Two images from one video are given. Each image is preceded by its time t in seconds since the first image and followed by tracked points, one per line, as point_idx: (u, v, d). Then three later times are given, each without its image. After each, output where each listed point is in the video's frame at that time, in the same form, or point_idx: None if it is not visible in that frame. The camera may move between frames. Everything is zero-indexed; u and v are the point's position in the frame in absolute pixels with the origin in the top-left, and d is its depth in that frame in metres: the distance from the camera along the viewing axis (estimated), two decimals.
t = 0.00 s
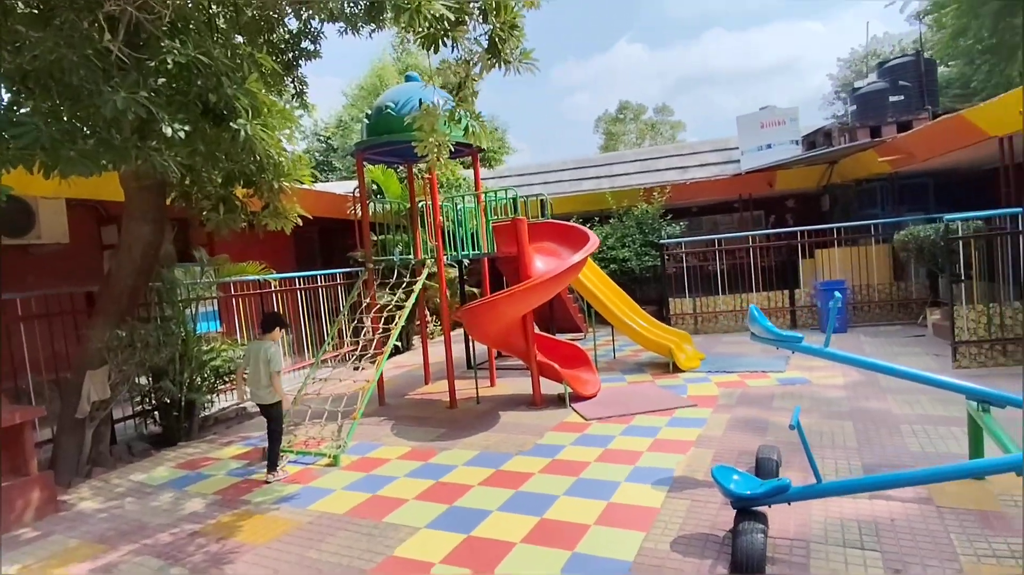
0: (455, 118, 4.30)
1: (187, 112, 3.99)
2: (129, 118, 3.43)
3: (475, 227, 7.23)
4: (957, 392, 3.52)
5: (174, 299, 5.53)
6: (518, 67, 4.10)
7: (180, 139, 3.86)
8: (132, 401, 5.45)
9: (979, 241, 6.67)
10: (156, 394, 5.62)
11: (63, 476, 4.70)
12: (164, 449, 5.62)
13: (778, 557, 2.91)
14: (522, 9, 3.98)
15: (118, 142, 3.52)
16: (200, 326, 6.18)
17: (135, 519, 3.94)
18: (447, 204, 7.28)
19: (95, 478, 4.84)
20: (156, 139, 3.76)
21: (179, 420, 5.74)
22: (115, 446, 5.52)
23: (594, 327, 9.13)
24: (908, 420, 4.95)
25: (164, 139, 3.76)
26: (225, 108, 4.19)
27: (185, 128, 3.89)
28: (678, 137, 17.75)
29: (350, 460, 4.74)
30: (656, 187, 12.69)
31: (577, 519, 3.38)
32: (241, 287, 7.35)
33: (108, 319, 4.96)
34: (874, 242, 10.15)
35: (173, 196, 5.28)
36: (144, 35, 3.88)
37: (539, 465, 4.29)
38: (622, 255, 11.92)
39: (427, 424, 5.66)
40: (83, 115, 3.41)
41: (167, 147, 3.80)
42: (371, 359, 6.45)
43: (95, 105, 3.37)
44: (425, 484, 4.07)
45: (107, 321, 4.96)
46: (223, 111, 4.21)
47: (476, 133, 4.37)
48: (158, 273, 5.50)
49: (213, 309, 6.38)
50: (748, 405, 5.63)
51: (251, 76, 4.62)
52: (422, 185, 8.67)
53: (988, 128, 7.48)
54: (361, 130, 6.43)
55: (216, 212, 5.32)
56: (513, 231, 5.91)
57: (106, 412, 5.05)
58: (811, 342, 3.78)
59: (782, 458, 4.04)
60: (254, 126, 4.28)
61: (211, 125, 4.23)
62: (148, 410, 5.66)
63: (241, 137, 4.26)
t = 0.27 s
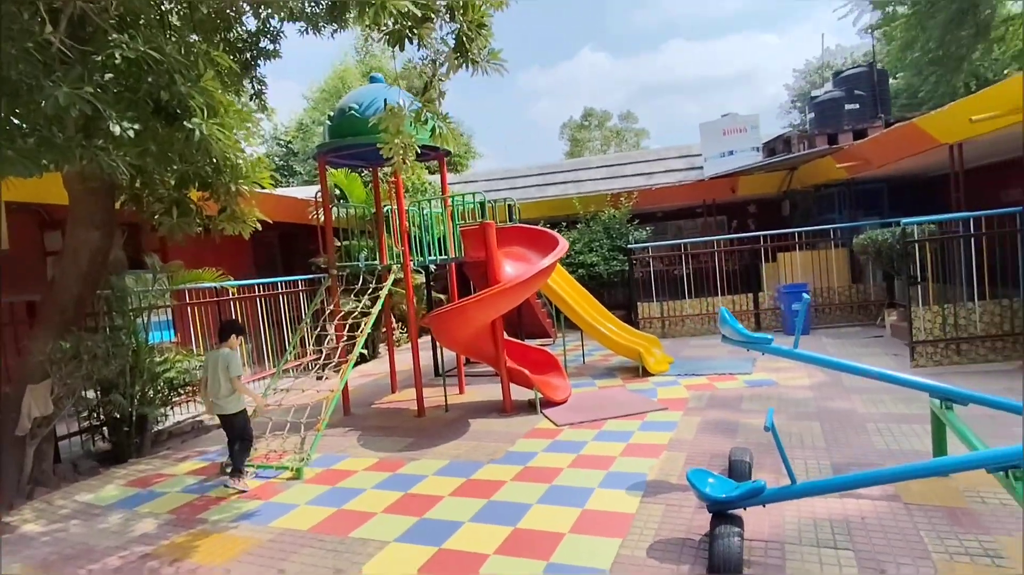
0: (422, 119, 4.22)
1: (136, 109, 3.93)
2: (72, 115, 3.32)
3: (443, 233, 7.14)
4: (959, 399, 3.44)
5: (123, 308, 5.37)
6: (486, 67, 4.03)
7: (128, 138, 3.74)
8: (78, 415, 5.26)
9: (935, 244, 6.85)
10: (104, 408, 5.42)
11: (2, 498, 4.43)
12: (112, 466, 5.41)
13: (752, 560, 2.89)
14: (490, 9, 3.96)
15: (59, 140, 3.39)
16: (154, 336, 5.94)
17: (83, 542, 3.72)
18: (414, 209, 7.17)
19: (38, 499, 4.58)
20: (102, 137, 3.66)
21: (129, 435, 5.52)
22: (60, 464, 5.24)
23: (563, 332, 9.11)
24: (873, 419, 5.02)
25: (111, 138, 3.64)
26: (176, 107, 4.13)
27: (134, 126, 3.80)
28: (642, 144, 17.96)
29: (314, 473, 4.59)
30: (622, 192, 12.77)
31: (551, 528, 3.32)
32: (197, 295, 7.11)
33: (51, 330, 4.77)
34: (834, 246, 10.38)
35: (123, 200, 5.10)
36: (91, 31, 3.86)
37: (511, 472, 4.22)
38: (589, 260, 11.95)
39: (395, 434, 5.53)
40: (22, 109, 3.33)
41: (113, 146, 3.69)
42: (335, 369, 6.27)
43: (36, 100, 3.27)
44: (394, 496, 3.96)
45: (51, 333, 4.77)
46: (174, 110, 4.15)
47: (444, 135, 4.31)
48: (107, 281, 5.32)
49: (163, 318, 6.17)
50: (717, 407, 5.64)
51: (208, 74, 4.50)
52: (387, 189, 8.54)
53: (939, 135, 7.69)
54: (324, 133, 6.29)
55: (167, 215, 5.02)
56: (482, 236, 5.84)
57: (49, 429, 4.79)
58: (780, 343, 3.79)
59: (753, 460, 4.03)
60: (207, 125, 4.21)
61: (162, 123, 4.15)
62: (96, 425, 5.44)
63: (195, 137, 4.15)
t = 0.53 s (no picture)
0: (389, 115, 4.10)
1: (83, 100, 3.76)
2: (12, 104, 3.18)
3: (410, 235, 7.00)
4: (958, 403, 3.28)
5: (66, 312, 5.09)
6: (456, 63, 3.92)
7: (73, 130, 3.62)
8: (19, 427, 4.94)
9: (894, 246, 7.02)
10: (48, 419, 5.11)
11: None
12: (55, 480, 5.13)
13: (731, 563, 2.85)
14: (461, 3, 3.86)
15: None
16: (102, 342, 5.65)
17: (23, 562, 3.48)
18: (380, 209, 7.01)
19: None
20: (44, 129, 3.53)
21: (75, 447, 5.25)
22: None
23: (530, 335, 9.04)
24: (839, 417, 5.07)
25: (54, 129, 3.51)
26: (126, 98, 4.02)
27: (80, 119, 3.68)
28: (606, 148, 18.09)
29: (276, 483, 4.40)
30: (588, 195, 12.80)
31: (526, 535, 3.23)
32: (150, 299, 6.81)
33: None
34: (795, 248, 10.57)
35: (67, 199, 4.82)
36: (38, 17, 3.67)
37: (483, 479, 4.12)
38: (556, 263, 11.93)
39: (361, 441, 5.37)
40: None
41: (57, 138, 3.55)
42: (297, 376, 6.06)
43: None
44: (362, 506, 3.82)
45: None
46: (124, 102, 4.03)
47: (411, 132, 4.21)
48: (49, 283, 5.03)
49: (113, 323, 5.87)
50: (687, 408, 5.64)
51: (162, 67, 4.37)
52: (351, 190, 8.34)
53: (894, 140, 7.90)
54: (284, 130, 6.10)
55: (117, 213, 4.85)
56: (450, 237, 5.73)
57: None
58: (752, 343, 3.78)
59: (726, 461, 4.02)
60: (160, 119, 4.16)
61: (112, 117, 4.01)
62: (39, 437, 5.13)
63: (146, 131, 4.08)
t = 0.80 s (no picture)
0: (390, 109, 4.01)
1: (74, 92, 3.65)
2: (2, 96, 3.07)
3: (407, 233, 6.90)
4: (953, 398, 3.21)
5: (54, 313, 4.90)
6: (462, 55, 3.84)
7: (64, 123, 3.52)
8: (7, 430, 4.81)
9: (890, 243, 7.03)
10: (38, 422, 4.99)
11: None
12: (44, 485, 5.01)
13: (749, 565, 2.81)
14: None
15: None
16: (92, 342, 5.51)
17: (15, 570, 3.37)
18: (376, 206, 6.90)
19: None
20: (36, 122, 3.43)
21: (65, 450, 5.13)
22: None
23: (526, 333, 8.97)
24: (842, 415, 5.06)
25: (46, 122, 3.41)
26: (119, 91, 3.91)
27: (72, 112, 3.58)
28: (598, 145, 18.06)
29: (276, 486, 4.31)
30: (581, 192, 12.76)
31: (538, 538, 3.18)
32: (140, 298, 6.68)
33: None
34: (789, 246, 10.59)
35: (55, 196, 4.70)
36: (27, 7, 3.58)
37: (489, 481, 4.06)
38: (550, 260, 11.88)
39: (360, 442, 5.28)
40: None
41: (49, 132, 3.45)
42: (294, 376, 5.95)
43: None
44: (366, 509, 3.74)
45: None
46: (117, 95, 3.92)
47: (413, 128, 4.12)
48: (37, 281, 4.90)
49: (103, 323, 5.73)
50: (689, 406, 5.60)
51: (155, 58, 4.26)
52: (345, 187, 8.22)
53: (888, 139, 7.87)
54: (279, 125, 5.99)
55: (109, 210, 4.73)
56: (449, 235, 5.66)
57: None
58: (762, 342, 3.74)
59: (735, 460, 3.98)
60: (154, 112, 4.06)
61: (106, 110, 3.90)
62: (27, 440, 5.01)
63: (141, 124, 3.97)
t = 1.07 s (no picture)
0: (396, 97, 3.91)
1: (72, 79, 3.60)
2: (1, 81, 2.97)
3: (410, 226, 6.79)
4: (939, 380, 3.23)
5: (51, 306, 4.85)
6: (471, 41, 3.76)
7: (63, 110, 3.43)
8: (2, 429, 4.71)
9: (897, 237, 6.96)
10: (33, 420, 4.88)
11: None
12: (41, 484, 4.91)
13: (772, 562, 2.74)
14: None
15: None
16: (89, 338, 5.40)
17: (13, 572, 3.27)
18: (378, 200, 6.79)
19: None
20: (35, 109, 3.33)
21: (62, 448, 5.03)
22: None
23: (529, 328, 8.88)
24: (853, 409, 4.99)
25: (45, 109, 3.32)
26: (119, 79, 3.82)
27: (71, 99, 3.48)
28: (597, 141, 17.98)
29: (280, 483, 4.22)
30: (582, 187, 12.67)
31: (553, 535, 3.10)
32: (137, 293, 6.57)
33: None
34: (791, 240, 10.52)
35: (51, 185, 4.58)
36: None
37: (499, 477, 3.98)
38: (551, 255, 11.79)
39: (364, 438, 5.19)
40: None
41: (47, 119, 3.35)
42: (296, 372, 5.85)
43: None
44: (374, 507, 3.66)
45: None
46: (117, 83, 3.83)
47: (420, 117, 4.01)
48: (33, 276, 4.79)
49: (100, 318, 5.62)
50: (697, 401, 5.52)
51: (155, 45, 4.16)
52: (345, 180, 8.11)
53: (893, 132, 7.75)
54: (279, 116, 5.87)
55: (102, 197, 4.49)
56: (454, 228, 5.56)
57: None
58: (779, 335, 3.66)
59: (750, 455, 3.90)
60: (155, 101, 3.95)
61: (104, 98, 3.80)
62: (23, 438, 4.91)
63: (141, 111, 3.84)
